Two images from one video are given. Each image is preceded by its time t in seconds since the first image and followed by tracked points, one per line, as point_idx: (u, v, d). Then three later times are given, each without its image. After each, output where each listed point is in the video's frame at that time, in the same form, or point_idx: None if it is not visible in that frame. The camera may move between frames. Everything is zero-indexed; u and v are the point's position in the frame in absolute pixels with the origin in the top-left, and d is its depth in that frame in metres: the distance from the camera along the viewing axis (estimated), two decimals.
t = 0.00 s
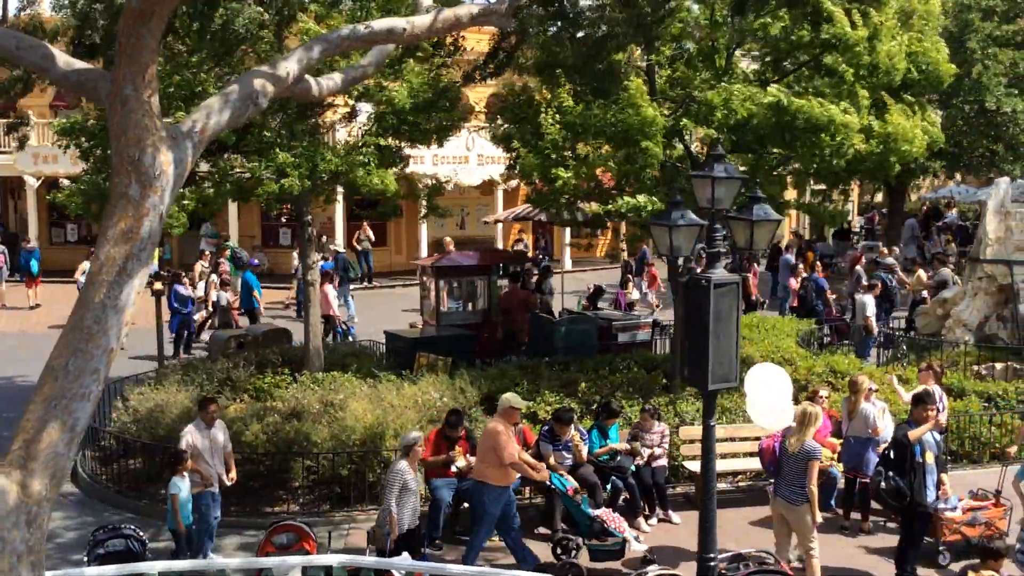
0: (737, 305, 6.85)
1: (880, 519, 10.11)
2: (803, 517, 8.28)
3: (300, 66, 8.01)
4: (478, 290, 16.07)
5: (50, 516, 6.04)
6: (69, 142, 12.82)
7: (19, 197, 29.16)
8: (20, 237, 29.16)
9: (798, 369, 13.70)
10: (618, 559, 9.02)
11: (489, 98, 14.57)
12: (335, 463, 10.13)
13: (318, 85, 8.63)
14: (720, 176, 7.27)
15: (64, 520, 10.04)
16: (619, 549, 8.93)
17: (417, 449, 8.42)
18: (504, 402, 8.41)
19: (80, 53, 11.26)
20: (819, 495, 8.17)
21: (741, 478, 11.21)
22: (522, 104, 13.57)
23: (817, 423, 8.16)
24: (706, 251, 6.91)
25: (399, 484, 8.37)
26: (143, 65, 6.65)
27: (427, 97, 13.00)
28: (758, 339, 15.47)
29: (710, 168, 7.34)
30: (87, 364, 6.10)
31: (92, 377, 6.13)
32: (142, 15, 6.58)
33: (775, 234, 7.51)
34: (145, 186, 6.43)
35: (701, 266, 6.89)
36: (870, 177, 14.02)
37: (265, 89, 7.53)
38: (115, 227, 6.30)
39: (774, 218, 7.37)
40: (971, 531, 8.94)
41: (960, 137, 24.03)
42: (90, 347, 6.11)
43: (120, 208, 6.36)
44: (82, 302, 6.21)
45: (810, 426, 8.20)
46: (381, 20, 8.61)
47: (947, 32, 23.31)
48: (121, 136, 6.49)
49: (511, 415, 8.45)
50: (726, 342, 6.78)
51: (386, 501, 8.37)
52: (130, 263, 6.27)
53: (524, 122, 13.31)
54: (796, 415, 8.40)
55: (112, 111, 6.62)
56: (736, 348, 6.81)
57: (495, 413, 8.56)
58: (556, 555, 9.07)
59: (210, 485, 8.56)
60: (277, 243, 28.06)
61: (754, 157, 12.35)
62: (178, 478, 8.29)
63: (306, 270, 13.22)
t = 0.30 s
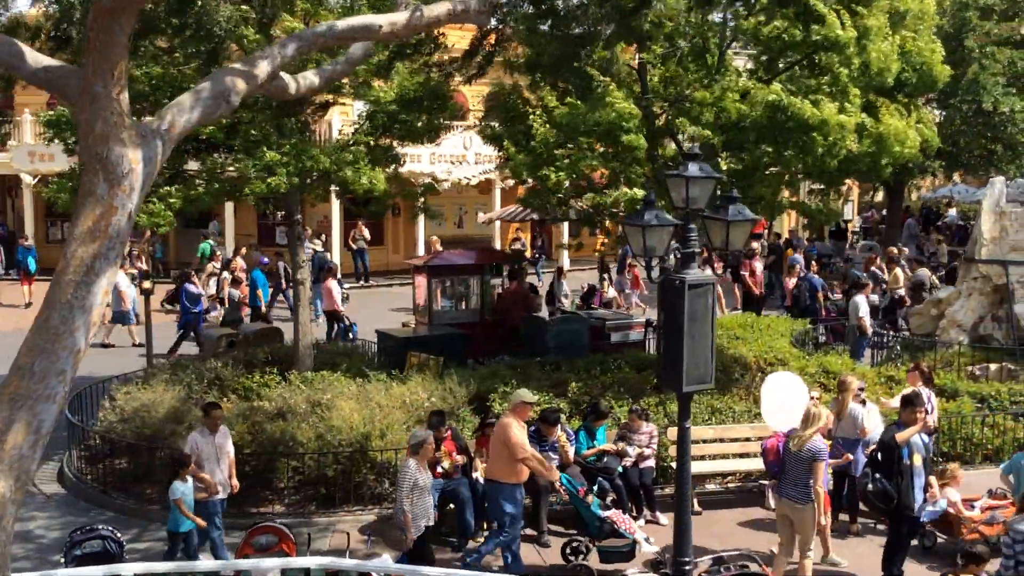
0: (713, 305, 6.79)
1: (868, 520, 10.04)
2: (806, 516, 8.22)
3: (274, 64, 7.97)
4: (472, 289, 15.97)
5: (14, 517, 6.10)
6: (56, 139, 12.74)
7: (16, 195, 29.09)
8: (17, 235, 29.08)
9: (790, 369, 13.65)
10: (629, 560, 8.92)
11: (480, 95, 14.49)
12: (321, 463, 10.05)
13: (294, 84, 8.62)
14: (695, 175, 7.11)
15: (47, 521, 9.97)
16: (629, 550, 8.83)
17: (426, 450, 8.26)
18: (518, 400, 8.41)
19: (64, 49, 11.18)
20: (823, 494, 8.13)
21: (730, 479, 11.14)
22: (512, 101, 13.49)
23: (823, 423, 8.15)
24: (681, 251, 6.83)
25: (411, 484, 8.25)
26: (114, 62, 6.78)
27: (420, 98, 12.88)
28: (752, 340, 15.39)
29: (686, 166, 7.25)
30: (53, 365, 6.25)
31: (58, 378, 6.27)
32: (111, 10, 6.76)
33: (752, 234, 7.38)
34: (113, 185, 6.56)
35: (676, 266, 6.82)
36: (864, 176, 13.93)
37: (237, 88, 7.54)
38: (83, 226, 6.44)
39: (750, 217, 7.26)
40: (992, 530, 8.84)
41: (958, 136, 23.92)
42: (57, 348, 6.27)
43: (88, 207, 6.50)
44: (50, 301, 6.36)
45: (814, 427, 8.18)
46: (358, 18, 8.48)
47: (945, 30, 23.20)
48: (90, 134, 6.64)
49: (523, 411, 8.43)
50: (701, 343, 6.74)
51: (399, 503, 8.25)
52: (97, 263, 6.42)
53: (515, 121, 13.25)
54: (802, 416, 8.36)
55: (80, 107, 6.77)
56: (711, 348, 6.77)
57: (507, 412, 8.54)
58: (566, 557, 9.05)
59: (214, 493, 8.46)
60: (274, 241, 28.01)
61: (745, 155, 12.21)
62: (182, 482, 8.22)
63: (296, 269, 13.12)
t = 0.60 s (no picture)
0: (686, 309, 6.69)
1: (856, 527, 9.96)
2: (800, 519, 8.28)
3: (247, 65, 8.03)
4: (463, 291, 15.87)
5: None
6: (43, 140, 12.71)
7: (12, 196, 29.03)
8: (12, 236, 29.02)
9: (781, 373, 13.59)
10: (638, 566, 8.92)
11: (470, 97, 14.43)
12: (305, 467, 9.97)
13: (269, 84, 8.63)
14: (667, 178, 7.02)
15: (29, 525, 9.88)
16: (638, 556, 8.86)
17: (433, 460, 8.36)
18: (523, 403, 8.17)
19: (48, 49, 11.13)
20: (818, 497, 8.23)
21: (718, 484, 11.08)
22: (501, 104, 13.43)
23: (820, 424, 8.21)
24: (654, 255, 6.76)
25: (418, 494, 8.42)
26: (81, 62, 6.87)
27: (411, 99, 12.85)
28: (744, 343, 15.32)
29: (658, 169, 7.15)
30: (16, 368, 6.40)
31: (21, 383, 6.42)
32: (78, 10, 6.78)
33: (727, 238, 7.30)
34: (79, 187, 6.68)
35: (649, 269, 6.73)
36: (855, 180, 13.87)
37: (208, 88, 7.58)
38: (49, 227, 6.59)
39: (722, 221, 7.19)
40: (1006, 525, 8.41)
41: (955, 140, 23.86)
42: (20, 352, 6.42)
43: (54, 209, 6.62)
44: (15, 305, 6.52)
45: (811, 429, 8.21)
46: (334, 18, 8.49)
47: (941, 33, 23.16)
48: (56, 135, 6.74)
49: (529, 417, 8.20)
50: (674, 347, 6.64)
51: (408, 514, 8.39)
52: (62, 265, 6.57)
53: (504, 122, 13.16)
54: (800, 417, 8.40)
55: (47, 107, 6.84)
56: (685, 353, 6.66)
57: (510, 415, 8.26)
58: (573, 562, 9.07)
59: (221, 498, 8.47)
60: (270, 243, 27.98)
61: (734, 157, 12.10)
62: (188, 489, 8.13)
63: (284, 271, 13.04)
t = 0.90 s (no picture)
0: (657, 315, 6.60)
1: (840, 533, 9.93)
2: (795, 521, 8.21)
3: (215, 67, 8.05)
4: (452, 296, 15.74)
5: None
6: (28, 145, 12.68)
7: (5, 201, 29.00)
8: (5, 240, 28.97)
9: (770, 378, 13.54)
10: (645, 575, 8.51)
11: (458, 100, 14.38)
12: (286, 473, 9.91)
13: (239, 87, 8.56)
14: (638, 182, 6.87)
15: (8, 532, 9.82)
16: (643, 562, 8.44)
17: (444, 464, 8.00)
18: (528, 411, 8.01)
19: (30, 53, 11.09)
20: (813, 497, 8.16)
21: (704, 490, 11.02)
22: (489, 108, 13.39)
23: (808, 422, 8.23)
24: (625, 260, 6.68)
25: (430, 499, 7.91)
26: (46, 64, 7.02)
27: (395, 102, 13.05)
28: (735, 348, 15.26)
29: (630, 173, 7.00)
30: None
31: None
32: (41, 12, 7.03)
33: (696, 244, 7.30)
34: (42, 190, 6.75)
35: (619, 274, 6.65)
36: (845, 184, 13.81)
37: (174, 91, 7.58)
38: (10, 231, 6.65)
39: (693, 225, 7.22)
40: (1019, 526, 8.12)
41: (950, 144, 23.79)
42: None
43: (16, 213, 6.69)
44: None
45: (799, 428, 8.23)
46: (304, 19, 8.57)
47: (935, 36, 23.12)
48: (19, 138, 6.81)
49: (533, 426, 8.06)
50: (646, 354, 6.55)
51: (415, 521, 7.88)
52: (24, 270, 6.65)
53: (491, 126, 13.12)
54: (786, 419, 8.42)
55: (10, 110, 6.94)
56: (656, 360, 6.58)
57: (515, 425, 8.10)
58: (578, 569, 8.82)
59: (226, 511, 8.21)
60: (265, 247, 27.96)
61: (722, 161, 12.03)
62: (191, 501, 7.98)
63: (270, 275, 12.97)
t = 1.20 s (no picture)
0: (626, 318, 6.56)
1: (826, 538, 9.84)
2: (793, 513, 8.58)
3: (182, 65, 8.03)
4: (443, 297, 15.67)
5: None
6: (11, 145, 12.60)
7: None
8: None
9: (759, 380, 13.46)
10: None
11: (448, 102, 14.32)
12: (267, 476, 9.79)
13: (209, 87, 8.52)
14: (606, 183, 6.97)
15: None
16: (646, 567, 8.32)
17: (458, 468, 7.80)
18: (533, 414, 7.85)
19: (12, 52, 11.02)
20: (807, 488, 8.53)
21: (690, 493, 10.93)
22: (476, 109, 13.32)
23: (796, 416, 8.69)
24: (594, 261, 6.66)
25: (445, 503, 7.83)
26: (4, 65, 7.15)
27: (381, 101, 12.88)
28: (724, 350, 15.17)
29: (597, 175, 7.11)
30: None
31: None
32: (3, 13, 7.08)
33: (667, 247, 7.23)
34: (5, 194, 6.80)
35: (588, 276, 6.62)
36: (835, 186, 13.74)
37: (139, 89, 7.59)
38: None
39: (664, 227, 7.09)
40: None
41: (944, 145, 23.75)
42: None
43: None
44: None
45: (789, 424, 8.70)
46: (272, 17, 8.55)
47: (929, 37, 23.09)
48: None
49: (536, 428, 7.92)
50: (614, 357, 6.49)
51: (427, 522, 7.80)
52: None
53: (479, 127, 13.06)
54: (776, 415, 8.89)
55: None
56: (625, 363, 6.51)
57: (519, 426, 8.01)
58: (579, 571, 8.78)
59: (226, 516, 8.27)
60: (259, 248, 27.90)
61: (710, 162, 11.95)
62: (195, 508, 7.95)
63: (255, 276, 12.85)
